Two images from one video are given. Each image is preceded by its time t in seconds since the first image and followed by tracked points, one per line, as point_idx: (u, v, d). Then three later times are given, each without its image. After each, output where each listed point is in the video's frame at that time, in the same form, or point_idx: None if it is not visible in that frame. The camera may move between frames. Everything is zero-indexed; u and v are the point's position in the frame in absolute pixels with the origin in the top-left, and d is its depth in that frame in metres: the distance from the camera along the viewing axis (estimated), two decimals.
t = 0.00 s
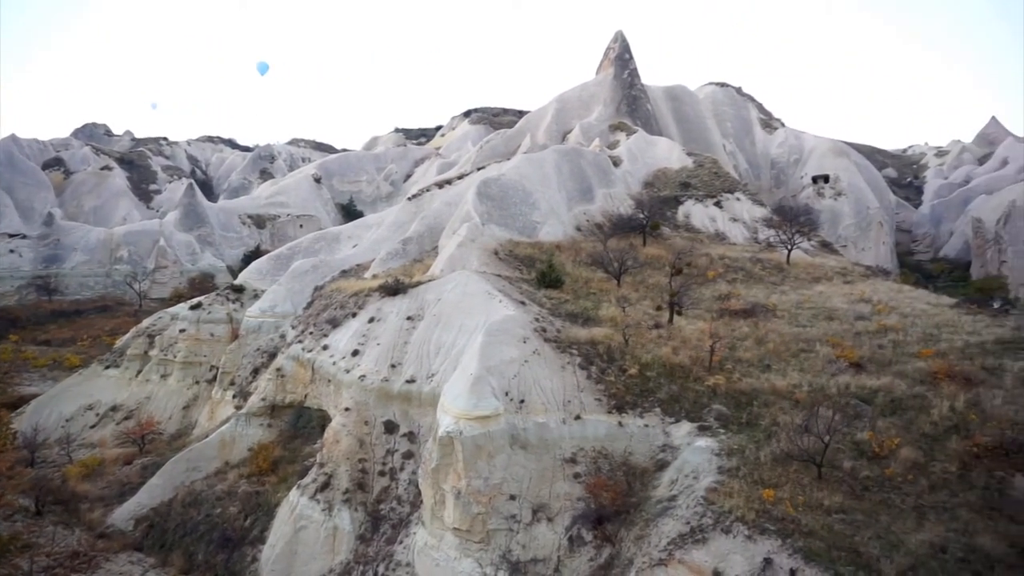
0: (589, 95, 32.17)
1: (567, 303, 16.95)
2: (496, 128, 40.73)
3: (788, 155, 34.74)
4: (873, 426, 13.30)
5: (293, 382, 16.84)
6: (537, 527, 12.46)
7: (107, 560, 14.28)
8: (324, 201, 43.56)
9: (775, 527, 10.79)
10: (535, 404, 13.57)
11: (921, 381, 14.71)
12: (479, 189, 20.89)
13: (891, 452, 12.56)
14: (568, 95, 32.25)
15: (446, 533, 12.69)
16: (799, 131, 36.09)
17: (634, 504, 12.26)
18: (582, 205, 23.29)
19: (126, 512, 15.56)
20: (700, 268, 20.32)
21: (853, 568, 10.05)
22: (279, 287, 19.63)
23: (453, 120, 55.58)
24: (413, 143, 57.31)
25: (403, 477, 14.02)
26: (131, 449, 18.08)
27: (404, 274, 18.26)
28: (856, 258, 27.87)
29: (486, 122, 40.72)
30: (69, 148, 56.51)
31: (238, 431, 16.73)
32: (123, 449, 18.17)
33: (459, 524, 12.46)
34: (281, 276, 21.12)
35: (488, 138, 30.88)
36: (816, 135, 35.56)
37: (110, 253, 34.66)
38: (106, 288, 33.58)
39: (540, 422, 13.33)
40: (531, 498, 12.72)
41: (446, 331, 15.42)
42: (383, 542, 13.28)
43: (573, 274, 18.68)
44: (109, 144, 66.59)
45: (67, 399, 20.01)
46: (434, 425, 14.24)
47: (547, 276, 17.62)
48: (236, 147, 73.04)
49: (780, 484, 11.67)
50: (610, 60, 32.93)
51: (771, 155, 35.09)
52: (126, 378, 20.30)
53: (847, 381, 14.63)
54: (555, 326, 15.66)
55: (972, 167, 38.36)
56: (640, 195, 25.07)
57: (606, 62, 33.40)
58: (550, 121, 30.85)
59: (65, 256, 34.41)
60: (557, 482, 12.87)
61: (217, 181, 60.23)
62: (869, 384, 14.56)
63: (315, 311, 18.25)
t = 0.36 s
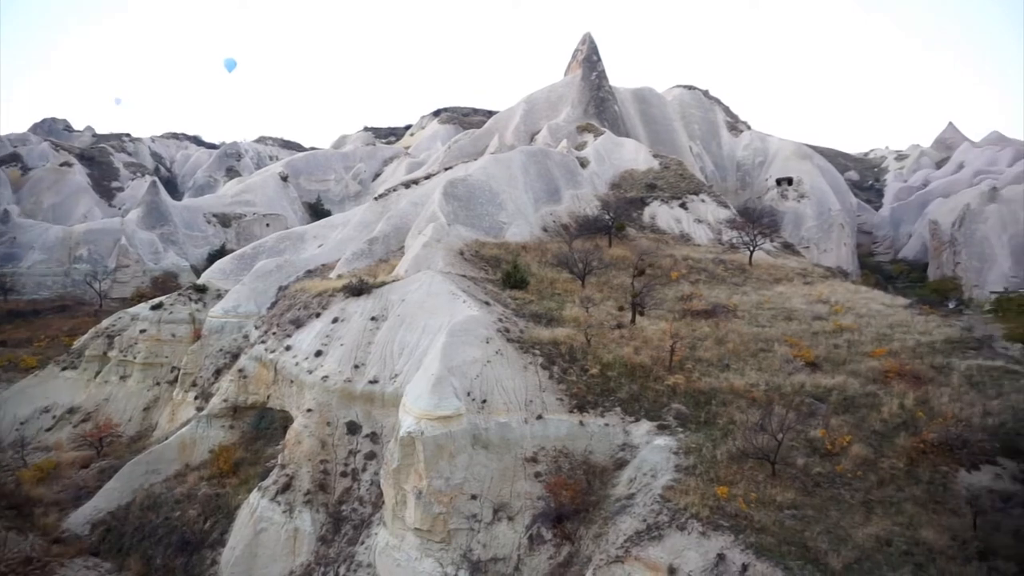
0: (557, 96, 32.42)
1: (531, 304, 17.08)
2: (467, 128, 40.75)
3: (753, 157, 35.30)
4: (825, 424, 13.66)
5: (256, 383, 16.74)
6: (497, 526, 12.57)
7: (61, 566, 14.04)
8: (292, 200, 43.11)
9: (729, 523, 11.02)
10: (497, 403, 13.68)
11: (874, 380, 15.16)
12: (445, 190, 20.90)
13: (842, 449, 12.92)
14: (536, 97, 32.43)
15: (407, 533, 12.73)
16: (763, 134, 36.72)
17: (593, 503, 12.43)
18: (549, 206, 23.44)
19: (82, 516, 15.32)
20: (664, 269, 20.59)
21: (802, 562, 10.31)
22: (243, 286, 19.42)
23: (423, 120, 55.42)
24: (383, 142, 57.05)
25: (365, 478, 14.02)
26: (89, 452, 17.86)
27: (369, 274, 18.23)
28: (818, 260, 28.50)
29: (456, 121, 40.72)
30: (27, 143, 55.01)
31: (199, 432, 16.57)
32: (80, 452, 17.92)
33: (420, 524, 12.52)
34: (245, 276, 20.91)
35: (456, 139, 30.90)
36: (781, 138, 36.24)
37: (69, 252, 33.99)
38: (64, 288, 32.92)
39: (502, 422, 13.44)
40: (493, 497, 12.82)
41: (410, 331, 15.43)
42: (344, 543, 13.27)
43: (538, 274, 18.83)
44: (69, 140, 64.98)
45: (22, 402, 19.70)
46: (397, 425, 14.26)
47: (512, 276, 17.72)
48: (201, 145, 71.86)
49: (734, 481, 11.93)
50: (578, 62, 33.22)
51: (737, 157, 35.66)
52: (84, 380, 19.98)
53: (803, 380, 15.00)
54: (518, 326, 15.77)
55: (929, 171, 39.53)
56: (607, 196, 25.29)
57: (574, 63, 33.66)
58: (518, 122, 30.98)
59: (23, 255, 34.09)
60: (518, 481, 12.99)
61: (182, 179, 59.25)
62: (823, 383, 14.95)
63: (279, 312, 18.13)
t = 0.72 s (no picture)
0: (521, 97, 32.62)
1: (492, 304, 17.19)
2: (433, 126, 40.66)
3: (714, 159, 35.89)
4: (776, 421, 14.03)
5: (212, 384, 16.55)
6: (454, 525, 12.64)
7: (8, 573, 13.79)
8: (253, 199, 42.52)
9: (679, 519, 11.24)
10: (455, 403, 13.75)
11: (823, 378, 15.61)
12: (408, 189, 20.87)
13: (791, 446, 13.29)
14: (500, 97, 32.54)
15: (364, 533, 12.72)
16: (725, 136, 37.39)
17: (549, 501, 12.57)
18: (512, 206, 23.57)
19: (30, 521, 15.04)
20: (624, 269, 20.86)
21: (748, 556, 10.57)
22: (200, 286, 19.13)
23: (389, 118, 55.11)
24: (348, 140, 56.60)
25: (322, 479, 13.94)
26: (39, 455, 17.55)
27: (329, 274, 18.13)
28: (776, 261, 29.17)
29: (421, 120, 40.62)
30: None
31: (153, 434, 16.31)
32: (29, 455, 17.60)
33: (376, 524, 12.55)
34: (203, 275, 20.62)
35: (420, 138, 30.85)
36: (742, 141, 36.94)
37: (20, 249, 33.09)
38: (15, 287, 32.05)
39: (459, 422, 13.51)
40: (449, 497, 12.90)
41: (369, 331, 15.40)
42: (300, 544, 13.21)
43: (500, 274, 18.94)
44: (20, 133, 62.94)
45: None
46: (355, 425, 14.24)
47: (472, 276, 17.80)
48: (160, 140, 70.30)
49: (686, 479, 12.17)
50: (542, 63, 33.44)
51: (699, 159, 36.25)
52: (33, 380, 19.55)
53: (756, 379, 15.38)
54: (477, 327, 15.86)
55: (884, 175, 40.80)
56: (569, 197, 25.52)
57: (538, 64, 33.85)
58: (483, 122, 31.06)
59: None
60: (475, 481, 13.08)
61: (140, 175, 57.93)
62: (774, 382, 15.34)
63: (237, 311, 17.93)
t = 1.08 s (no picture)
0: (489, 97, 32.76)
1: (456, 304, 17.24)
2: (402, 125, 40.50)
3: (681, 161, 36.35)
4: (733, 420, 14.33)
5: (172, 384, 16.34)
6: (415, 525, 12.68)
7: None
8: (218, 196, 41.91)
9: (635, 517, 11.41)
10: (417, 403, 13.77)
11: (780, 377, 15.98)
12: (373, 188, 20.79)
13: (747, 444, 13.58)
14: (468, 97, 32.57)
15: (324, 534, 12.72)
16: (692, 138, 37.92)
17: (509, 500, 12.67)
18: (478, 206, 23.64)
19: None
20: (589, 269, 21.05)
21: (701, 552, 10.78)
22: (160, 285, 18.83)
23: (358, 116, 54.74)
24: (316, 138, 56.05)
25: (283, 480, 13.88)
26: None
27: (292, 274, 18.01)
28: (741, 261, 29.68)
29: (390, 119, 40.45)
30: None
31: (109, 436, 16.03)
32: None
33: (336, 524, 12.55)
34: (163, 273, 20.31)
35: (387, 138, 30.74)
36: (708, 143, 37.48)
37: None
38: None
39: (421, 421, 13.53)
40: (410, 497, 12.93)
41: (332, 331, 15.33)
42: (260, 546, 13.14)
43: (465, 274, 19.00)
44: None
45: None
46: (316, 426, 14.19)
47: (437, 276, 17.82)
48: (122, 136, 68.75)
49: (643, 477, 12.35)
50: (511, 63, 33.55)
51: (666, 160, 36.70)
52: None
53: (715, 378, 15.67)
54: (441, 327, 15.88)
55: (845, 179, 41.80)
56: (536, 197, 25.66)
57: (506, 64, 33.95)
58: (451, 121, 31.05)
59: None
60: (436, 481, 13.13)
61: (101, 171, 56.63)
62: (733, 381, 15.64)
63: (198, 311, 17.70)
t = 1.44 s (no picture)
0: (464, 96, 32.82)
1: (428, 304, 17.29)
2: (379, 124, 40.36)
3: (656, 162, 36.63)
4: (700, 419, 14.54)
5: (138, 385, 16.17)
6: (383, 525, 12.72)
7: None
8: (190, 194, 41.42)
9: (600, 516, 11.54)
10: (386, 403, 13.79)
11: (746, 377, 16.26)
12: (346, 188, 20.74)
13: (712, 443, 13.81)
14: (444, 96, 32.58)
15: (291, 535, 12.71)
16: (666, 140, 38.29)
17: (476, 499, 12.74)
18: (452, 206, 23.69)
19: None
20: (561, 270, 21.20)
21: (663, 550, 10.95)
22: (128, 284, 18.61)
23: (334, 114, 54.44)
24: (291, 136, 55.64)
25: (251, 481, 13.86)
26: None
27: (263, 274, 17.91)
28: (713, 261, 30.07)
29: (366, 117, 40.31)
30: None
31: (74, 438, 15.82)
32: None
33: (304, 525, 12.55)
34: (131, 273, 20.07)
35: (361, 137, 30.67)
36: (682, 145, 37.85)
37: None
38: None
39: (390, 422, 13.56)
40: (378, 497, 12.97)
41: (301, 331, 15.27)
42: (227, 547, 13.12)
43: (437, 275, 19.05)
44: None
45: None
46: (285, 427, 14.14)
47: (408, 276, 17.85)
48: (92, 133, 67.54)
49: (609, 475, 12.50)
50: (486, 63, 33.62)
51: (641, 161, 37.00)
52: None
53: (682, 378, 15.90)
54: (411, 327, 15.91)
55: (817, 181, 42.53)
56: (511, 197, 25.77)
57: (481, 64, 34.01)
58: (426, 120, 31.02)
59: None
60: (404, 481, 13.17)
61: (70, 168, 55.59)
62: (700, 381, 15.89)
63: (166, 311, 17.53)
